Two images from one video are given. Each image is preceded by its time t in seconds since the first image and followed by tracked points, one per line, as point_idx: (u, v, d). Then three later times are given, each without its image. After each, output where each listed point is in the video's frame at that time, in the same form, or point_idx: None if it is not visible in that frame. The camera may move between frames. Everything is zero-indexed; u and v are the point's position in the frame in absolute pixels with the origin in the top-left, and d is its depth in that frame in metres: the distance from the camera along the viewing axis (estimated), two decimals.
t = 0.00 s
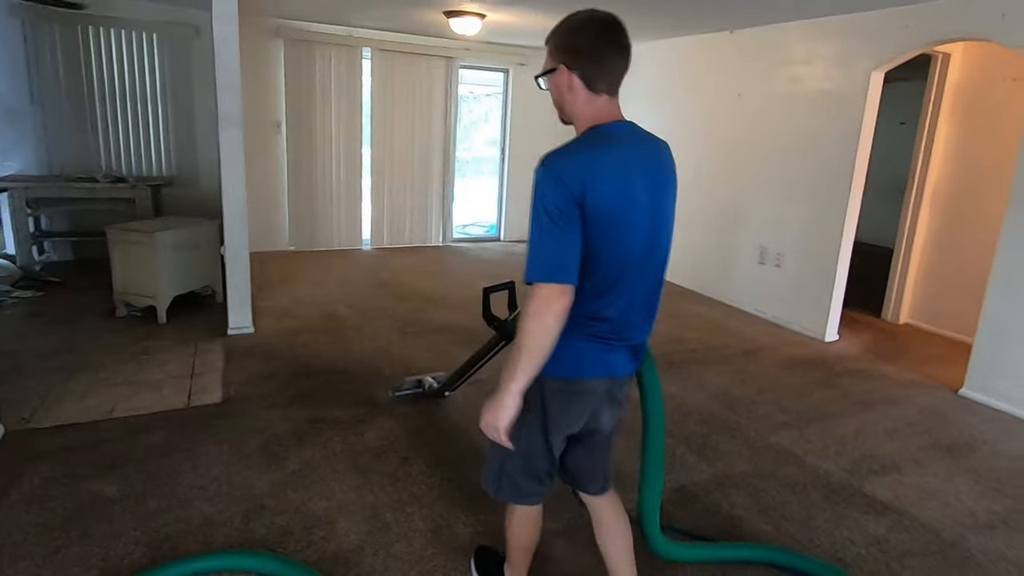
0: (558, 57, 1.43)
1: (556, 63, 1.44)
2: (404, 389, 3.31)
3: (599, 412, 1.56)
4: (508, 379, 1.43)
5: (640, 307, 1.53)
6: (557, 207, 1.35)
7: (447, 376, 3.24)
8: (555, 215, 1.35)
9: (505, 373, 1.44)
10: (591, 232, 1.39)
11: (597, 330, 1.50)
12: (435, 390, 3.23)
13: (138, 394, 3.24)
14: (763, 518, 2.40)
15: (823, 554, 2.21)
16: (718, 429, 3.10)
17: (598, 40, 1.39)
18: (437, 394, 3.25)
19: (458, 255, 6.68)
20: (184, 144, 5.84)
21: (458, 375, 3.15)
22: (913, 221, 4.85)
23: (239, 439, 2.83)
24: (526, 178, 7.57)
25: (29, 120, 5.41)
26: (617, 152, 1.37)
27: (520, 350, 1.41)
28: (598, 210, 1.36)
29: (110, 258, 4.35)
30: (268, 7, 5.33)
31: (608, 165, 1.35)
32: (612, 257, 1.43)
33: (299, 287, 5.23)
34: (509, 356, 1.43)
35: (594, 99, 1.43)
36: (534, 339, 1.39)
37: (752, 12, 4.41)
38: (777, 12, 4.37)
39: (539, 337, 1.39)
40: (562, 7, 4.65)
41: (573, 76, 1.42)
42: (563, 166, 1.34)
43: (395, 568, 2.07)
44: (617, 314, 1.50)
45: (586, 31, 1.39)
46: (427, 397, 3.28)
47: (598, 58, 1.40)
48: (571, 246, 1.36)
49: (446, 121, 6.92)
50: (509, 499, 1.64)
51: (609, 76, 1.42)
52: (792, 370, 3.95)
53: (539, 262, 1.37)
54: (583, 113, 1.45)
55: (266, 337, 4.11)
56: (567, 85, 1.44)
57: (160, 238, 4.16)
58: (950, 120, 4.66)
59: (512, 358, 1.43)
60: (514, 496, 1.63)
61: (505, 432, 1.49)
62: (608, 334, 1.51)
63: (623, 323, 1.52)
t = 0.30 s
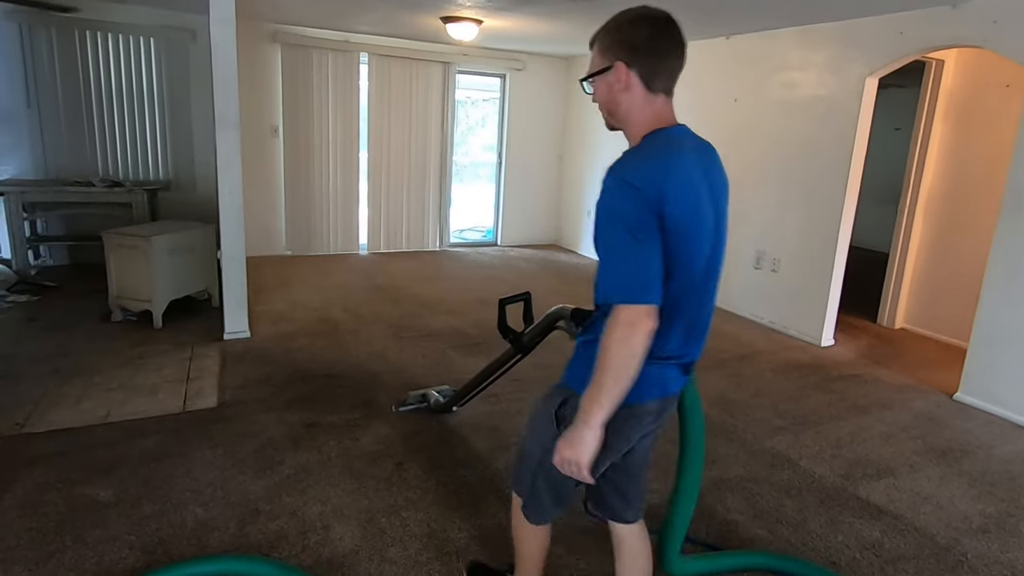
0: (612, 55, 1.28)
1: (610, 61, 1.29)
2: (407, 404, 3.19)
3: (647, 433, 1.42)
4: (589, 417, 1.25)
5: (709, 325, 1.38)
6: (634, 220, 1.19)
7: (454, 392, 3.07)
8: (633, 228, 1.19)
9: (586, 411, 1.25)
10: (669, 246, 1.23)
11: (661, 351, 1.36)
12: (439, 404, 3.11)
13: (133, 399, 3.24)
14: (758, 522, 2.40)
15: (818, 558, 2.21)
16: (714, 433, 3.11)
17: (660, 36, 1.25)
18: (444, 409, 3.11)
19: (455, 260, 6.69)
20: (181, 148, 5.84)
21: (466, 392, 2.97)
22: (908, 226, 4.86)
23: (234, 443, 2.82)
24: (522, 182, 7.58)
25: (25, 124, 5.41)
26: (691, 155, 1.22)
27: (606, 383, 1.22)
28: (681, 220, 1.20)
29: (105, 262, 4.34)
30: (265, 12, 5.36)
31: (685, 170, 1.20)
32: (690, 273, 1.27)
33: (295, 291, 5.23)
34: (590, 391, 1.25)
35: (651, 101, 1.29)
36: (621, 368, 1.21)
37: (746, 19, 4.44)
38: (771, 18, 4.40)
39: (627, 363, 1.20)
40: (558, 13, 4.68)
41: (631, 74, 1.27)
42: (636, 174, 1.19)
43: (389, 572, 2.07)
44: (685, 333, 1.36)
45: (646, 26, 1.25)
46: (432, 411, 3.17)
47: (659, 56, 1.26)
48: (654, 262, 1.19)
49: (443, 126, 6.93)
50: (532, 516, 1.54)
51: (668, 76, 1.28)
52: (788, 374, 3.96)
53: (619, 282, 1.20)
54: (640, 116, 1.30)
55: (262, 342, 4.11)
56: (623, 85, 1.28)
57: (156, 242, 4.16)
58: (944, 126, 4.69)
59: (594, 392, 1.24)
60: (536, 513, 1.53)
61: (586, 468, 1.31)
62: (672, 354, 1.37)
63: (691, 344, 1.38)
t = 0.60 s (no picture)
0: (643, 44, 1.11)
1: (642, 52, 1.11)
2: (411, 414, 3.10)
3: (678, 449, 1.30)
4: (612, 439, 1.09)
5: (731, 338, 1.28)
6: (671, 224, 1.03)
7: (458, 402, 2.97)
8: (670, 232, 1.03)
9: (608, 435, 1.09)
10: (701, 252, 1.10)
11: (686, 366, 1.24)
12: (443, 415, 3.03)
13: (130, 402, 3.23)
14: (755, 523, 2.40)
15: (815, 558, 2.21)
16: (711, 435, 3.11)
17: (698, 27, 1.10)
18: (449, 420, 3.00)
19: (453, 263, 6.69)
20: (179, 152, 5.84)
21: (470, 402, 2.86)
22: (906, 226, 4.87)
23: (232, 447, 2.82)
24: (520, 185, 7.59)
25: (23, 129, 5.41)
26: (723, 155, 1.11)
27: (633, 404, 1.07)
28: (715, 225, 1.08)
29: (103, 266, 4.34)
30: (263, 16, 5.37)
31: (720, 171, 1.08)
32: (717, 282, 1.16)
33: (293, 294, 5.23)
34: (612, 409, 1.09)
35: (683, 99, 1.14)
36: (657, 388, 1.06)
37: (743, 21, 4.46)
38: (767, 21, 4.42)
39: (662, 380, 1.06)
40: (555, 16, 4.70)
41: (668, 67, 1.10)
42: (671, 173, 1.05)
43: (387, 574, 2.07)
44: (711, 347, 1.24)
45: (682, 14, 1.10)
46: (437, 421, 3.07)
47: (698, 48, 1.10)
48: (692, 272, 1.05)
49: (441, 129, 6.95)
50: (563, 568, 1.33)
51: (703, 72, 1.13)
52: (786, 375, 3.96)
53: (652, 294, 1.04)
54: (669, 114, 1.14)
55: (260, 345, 4.11)
56: (653, 80, 1.12)
57: (154, 246, 4.16)
58: (940, 126, 4.70)
59: (617, 413, 1.08)
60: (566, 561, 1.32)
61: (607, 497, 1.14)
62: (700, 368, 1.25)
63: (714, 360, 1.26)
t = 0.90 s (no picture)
0: (641, 40, 1.05)
1: (641, 48, 1.05)
2: (421, 424, 3.01)
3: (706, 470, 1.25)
4: (616, 465, 0.95)
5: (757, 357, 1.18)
6: (696, 239, 0.93)
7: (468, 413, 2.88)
8: (695, 250, 0.92)
9: (611, 461, 0.96)
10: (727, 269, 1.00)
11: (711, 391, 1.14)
12: (454, 424, 2.92)
13: (132, 404, 3.24)
14: (758, 521, 2.40)
15: (817, 556, 2.21)
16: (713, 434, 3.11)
17: (700, 17, 1.03)
18: (459, 431, 2.89)
19: (454, 262, 6.70)
20: (180, 153, 5.85)
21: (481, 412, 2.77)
22: (907, 224, 4.86)
23: (234, 447, 2.82)
24: (521, 184, 7.59)
25: (24, 131, 5.43)
26: (747, 161, 1.01)
27: (643, 434, 0.93)
28: (742, 238, 0.98)
29: (105, 268, 4.35)
30: (263, 17, 5.38)
31: (746, 178, 0.98)
32: (745, 299, 1.05)
33: (295, 295, 5.24)
34: (620, 433, 0.95)
35: (689, 93, 1.06)
36: (669, 418, 0.93)
37: (743, 20, 4.46)
38: (767, 19, 4.42)
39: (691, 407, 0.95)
40: (554, 15, 4.70)
41: (669, 62, 1.03)
42: (695, 182, 0.95)
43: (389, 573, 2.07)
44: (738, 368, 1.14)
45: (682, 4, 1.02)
46: (448, 432, 2.96)
47: (702, 39, 1.03)
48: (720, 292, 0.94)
49: (442, 129, 6.95)
50: None
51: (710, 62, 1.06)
52: (788, 374, 3.96)
53: (677, 320, 0.92)
54: (677, 113, 1.07)
55: (261, 346, 4.11)
56: (655, 75, 1.05)
57: (155, 248, 4.16)
58: (941, 124, 4.70)
59: (624, 438, 0.95)
60: None
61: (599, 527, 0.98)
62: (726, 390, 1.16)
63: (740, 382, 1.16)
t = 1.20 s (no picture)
0: (629, 44, 1.01)
1: (630, 52, 1.01)
2: (432, 435, 2.89)
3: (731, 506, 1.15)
4: (632, 525, 0.91)
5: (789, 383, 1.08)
6: (695, 254, 0.86)
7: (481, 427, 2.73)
8: (692, 266, 0.86)
9: (626, 517, 0.91)
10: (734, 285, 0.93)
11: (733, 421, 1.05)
12: (465, 437, 2.78)
13: (135, 403, 3.24)
14: (760, 518, 2.41)
15: (820, 553, 2.21)
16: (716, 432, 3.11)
17: (686, 12, 0.96)
18: (472, 444, 2.75)
19: (456, 261, 6.70)
20: (182, 153, 5.86)
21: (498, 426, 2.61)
22: (909, 222, 4.85)
23: (236, 446, 2.83)
24: (522, 183, 7.59)
25: (26, 131, 5.43)
26: (758, 165, 0.94)
27: (654, 481, 0.89)
28: (750, 252, 0.91)
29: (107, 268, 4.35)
30: (265, 16, 5.38)
31: (753, 183, 0.91)
32: (764, 317, 0.97)
33: (296, 294, 5.24)
34: (630, 488, 0.91)
35: (685, 94, 1.01)
36: (673, 462, 0.88)
37: (744, 17, 4.45)
38: (768, 16, 4.42)
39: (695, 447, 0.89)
40: (555, 14, 4.70)
41: (655, 64, 0.99)
42: (690, 194, 0.88)
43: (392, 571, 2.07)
44: (762, 393, 1.04)
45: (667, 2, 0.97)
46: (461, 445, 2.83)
47: (691, 36, 0.96)
48: (719, 313, 0.87)
49: (443, 128, 6.95)
50: None
51: (705, 57, 0.98)
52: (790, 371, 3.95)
53: (672, 344, 0.86)
54: (677, 116, 1.02)
55: (263, 345, 4.12)
56: (647, 78, 1.01)
57: (156, 247, 4.16)
58: (943, 121, 4.69)
59: (634, 491, 0.90)
60: None
61: None
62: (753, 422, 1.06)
63: (768, 411, 1.06)
